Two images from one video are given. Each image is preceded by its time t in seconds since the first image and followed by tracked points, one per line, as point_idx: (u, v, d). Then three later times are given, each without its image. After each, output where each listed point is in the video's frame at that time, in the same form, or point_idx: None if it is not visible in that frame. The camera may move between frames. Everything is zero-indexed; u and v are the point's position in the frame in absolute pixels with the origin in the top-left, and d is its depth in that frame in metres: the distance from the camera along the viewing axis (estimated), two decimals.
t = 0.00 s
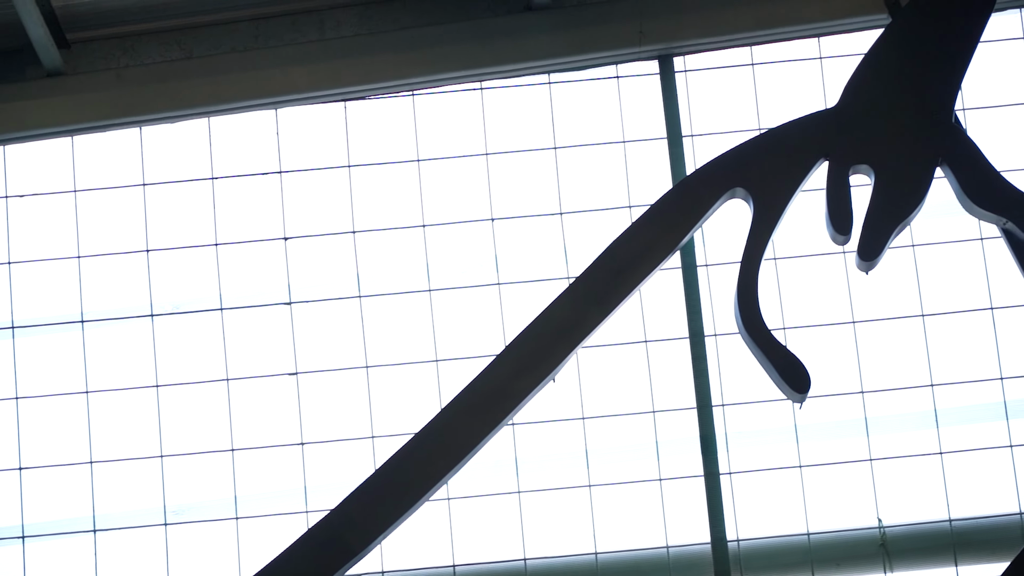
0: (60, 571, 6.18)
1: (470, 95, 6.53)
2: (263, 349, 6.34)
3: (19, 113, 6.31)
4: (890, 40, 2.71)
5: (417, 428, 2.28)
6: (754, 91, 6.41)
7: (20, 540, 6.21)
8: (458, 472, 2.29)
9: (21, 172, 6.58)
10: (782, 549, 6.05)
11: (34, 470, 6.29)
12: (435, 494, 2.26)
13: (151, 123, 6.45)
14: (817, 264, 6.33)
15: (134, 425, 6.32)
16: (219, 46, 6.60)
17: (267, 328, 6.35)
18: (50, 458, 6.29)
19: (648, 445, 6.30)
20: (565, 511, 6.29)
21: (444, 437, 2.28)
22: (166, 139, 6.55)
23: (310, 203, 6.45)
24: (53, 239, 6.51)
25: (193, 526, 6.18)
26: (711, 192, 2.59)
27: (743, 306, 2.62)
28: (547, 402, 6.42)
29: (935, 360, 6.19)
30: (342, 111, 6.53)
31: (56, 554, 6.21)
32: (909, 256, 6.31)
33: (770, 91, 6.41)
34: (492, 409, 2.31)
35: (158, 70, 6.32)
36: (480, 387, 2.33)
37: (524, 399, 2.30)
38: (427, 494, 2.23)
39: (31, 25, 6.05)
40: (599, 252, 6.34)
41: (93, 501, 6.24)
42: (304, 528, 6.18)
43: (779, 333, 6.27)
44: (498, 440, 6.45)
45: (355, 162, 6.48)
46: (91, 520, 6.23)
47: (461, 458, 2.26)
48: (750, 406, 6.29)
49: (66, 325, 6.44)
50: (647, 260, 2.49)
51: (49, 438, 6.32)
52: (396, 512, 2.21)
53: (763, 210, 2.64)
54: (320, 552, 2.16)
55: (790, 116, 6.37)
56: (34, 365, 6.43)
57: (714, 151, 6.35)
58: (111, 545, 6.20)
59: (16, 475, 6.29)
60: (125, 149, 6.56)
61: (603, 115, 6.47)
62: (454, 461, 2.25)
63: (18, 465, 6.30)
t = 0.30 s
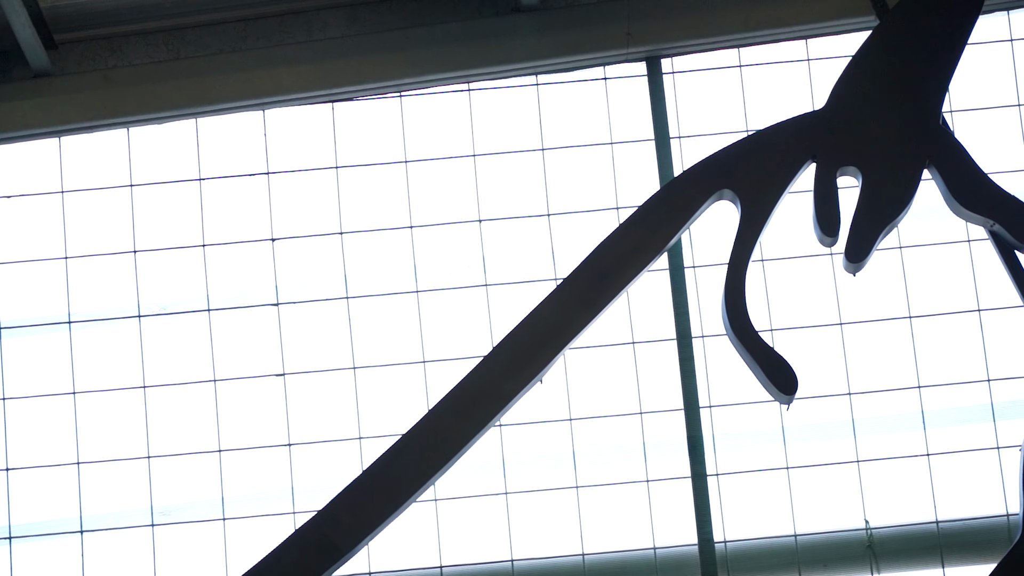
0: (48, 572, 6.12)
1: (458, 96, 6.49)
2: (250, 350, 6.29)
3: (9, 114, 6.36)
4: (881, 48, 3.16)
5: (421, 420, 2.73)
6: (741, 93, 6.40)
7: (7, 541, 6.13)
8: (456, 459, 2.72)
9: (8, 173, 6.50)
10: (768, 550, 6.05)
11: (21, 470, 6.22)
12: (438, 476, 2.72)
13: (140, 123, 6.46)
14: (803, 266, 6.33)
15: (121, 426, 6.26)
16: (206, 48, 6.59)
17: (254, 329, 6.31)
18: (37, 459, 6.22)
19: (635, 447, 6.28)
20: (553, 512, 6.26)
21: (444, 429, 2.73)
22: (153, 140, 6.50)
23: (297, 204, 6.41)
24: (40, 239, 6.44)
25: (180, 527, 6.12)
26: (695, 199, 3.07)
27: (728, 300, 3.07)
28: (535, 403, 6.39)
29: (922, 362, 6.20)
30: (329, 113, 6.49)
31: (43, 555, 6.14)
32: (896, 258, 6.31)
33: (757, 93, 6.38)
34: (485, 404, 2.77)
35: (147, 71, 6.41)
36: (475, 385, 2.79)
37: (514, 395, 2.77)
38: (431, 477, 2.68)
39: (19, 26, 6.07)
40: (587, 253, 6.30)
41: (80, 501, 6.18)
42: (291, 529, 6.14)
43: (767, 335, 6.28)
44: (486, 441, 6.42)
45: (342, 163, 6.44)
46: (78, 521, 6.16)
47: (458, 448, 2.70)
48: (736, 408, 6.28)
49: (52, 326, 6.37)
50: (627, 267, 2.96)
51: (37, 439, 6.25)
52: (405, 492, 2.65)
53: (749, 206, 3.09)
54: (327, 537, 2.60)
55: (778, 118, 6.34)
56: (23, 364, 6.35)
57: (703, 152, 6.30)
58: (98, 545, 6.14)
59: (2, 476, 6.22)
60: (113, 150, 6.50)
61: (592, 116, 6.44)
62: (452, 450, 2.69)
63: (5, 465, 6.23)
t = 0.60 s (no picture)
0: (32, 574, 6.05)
1: (445, 97, 6.47)
2: (236, 350, 6.25)
3: None
4: (867, 52, 3.23)
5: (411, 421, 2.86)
6: (729, 94, 6.39)
7: None
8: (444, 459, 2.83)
9: None
10: (755, 552, 6.04)
11: (8, 471, 6.16)
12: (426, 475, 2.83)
13: (127, 124, 6.45)
14: (790, 267, 6.34)
15: (107, 427, 6.20)
16: (195, 48, 6.52)
17: (241, 329, 6.27)
18: (23, 459, 6.17)
19: (622, 448, 6.27)
20: (539, 514, 6.25)
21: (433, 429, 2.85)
22: (140, 141, 6.47)
23: (284, 205, 6.38)
24: (28, 240, 6.40)
25: (167, 528, 6.07)
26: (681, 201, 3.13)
27: (714, 303, 3.09)
28: (521, 405, 6.36)
29: (909, 364, 6.22)
30: (316, 113, 6.46)
31: (29, 556, 6.07)
32: (883, 260, 6.31)
33: (744, 94, 6.38)
34: (473, 405, 2.88)
35: (135, 72, 6.43)
36: (463, 387, 2.90)
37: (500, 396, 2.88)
38: (419, 477, 2.80)
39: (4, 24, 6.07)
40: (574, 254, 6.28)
41: (66, 502, 6.11)
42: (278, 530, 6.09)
43: (753, 337, 6.28)
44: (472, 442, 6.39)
45: (329, 164, 6.41)
46: (65, 522, 6.09)
47: (445, 448, 2.82)
48: (725, 410, 6.27)
49: (39, 327, 6.32)
50: (613, 271, 3.05)
51: (24, 440, 6.19)
52: (393, 491, 2.77)
53: (735, 207, 3.15)
54: (319, 535, 2.73)
55: (764, 120, 6.33)
56: (10, 365, 6.30)
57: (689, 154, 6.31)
58: (84, 547, 6.07)
59: None
60: (100, 150, 6.47)
61: (579, 117, 6.42)
62: (440, 450, 2.82)
63: None
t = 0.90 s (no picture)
0: None
1: (431, 101, 6.45)
2: (221, 354, 6.21)
3: None
4: (853, 56, 3.24)
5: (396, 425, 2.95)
6: (714, 99, 6.40)
7: None
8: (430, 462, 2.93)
9: None
10: (739, 556, 6.07)
11: None
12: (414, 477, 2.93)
13: (112, 128, 6.39)
14: (774, 272, 6.36)
15: (92, 430, 6.17)
16: (180, 51, 6.50)
17: (226, 333, 6.23)
18: (8, 463, 6.14)
19: (607, 452, 6.26)
20: (524, 518, 6.22)
21: (420, 431, 2.95)
22: (125, 144, 6.44)
23: (269, 208, 6.36)
24: (14, 243, 6.38)
25: (151, 532, 6.03)
26: (666, 205, 3.14)
27: (698, 310, 3.11)
28: (506, 409, 6.33)
29: (894, 368, 6.23)
30: (302, 117, 6.43)
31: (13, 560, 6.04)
32: (868, 265, 6.32)
33: (730, 99, 6.39)
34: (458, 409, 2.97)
35: (121, 76, 6.32)
36: (449, 391, 2.98)
37: (485, 401, 2.96)
38: (407, 479, 2.90)
39: None
40: (560, 259, 6.26)
41: (51, 505, 6.09)
42: (263, 534, 6.04)
43: (739, 341, 6.27)
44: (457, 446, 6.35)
45: (315, 168, 6.38)
46: (50, 525, 6.06)
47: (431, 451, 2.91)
48: (709, 414, 6.24)
49: (25, 330, 6.29)
50: (597, 272, 3.10)
51: (9, 445, 6.17)
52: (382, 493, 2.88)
53: (720, 211, 3.16)
54: (311, 536, 2.83)
55: (749, 125, 6.38)
56: None
57: (675, 159, 6.34)
58: (69, 551, 6.04)
59: None
60: (84, 153, 6.43)
61: (565, 122, 6.41)
62: (426, 453, 2.91)
63: None
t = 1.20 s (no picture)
0: None
1: (417, 105, 6.42)
2: (207, 357, 6.19)
3: None
4: (838, 61, 3.25)
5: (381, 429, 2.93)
6: (700, 103, 6.40)
7: None
8: (415, 466, 2.91)
9: None
10: (725, 561, 6.05)
11: None
12: (399, 482, 2.91)
13: (98, 131, 6.39)
14: (761, 276, 6.36)
15: (78, 434, 6.14)
16: (166, 54, 6.48)
17: (212, 336, 6.21)
18: None
19: (593, 456, 6.23)
20: (510, 522, 6.19)
21: (404, 436, 2.92)
22: (110, 147, 6.41)
23: (254, 211, 6.32)
24: None
25: (137, 535, 6.01)
26: (652, 209, 3.13)
27: (684, 315, 3.10)
28: (491, 413, 6.30)
29: (880, 372, 6.23)
30: (288, 120, 6.41)
31: None
32: (854, 269, 6.33)
33: (715, 103, 6.38)
34: (444, 413, 2.95)
35: (105, 79, 6.33)
36: (434, 395, 2.97)
37: (470, 405, 2.94)
38: (391, 483, 2.88)
39: None
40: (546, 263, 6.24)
41: (36, 509, 6.05)
42: (249, 537, 6.02)
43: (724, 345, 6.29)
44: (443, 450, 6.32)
45: (300, 172, 6.36)
46: (34, 529, 6.02)
47: (416, 456, 2.89)
48: (694, 418, 6.25)
49: (10, 333, 6.27)
50: (585, 277, 3.08)
51: None
52: (366, 497, 2.86)
53: (706, 215, 3.15)
54: (296, 539, 2.82)
55: (735, 128, 6.38)
56: None
57: (661, 162, 6.34)
58: (53, 554, 5.99)
59: None
60: (70, 156, 6.41)
61: (551, 126, 6.41)
62: (410, 458, 2.90)
63: None
